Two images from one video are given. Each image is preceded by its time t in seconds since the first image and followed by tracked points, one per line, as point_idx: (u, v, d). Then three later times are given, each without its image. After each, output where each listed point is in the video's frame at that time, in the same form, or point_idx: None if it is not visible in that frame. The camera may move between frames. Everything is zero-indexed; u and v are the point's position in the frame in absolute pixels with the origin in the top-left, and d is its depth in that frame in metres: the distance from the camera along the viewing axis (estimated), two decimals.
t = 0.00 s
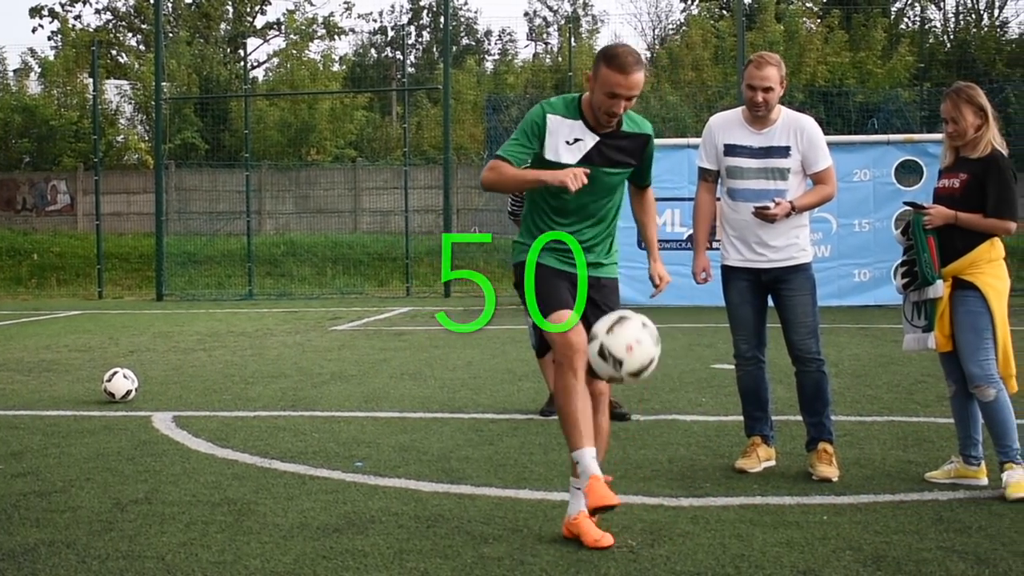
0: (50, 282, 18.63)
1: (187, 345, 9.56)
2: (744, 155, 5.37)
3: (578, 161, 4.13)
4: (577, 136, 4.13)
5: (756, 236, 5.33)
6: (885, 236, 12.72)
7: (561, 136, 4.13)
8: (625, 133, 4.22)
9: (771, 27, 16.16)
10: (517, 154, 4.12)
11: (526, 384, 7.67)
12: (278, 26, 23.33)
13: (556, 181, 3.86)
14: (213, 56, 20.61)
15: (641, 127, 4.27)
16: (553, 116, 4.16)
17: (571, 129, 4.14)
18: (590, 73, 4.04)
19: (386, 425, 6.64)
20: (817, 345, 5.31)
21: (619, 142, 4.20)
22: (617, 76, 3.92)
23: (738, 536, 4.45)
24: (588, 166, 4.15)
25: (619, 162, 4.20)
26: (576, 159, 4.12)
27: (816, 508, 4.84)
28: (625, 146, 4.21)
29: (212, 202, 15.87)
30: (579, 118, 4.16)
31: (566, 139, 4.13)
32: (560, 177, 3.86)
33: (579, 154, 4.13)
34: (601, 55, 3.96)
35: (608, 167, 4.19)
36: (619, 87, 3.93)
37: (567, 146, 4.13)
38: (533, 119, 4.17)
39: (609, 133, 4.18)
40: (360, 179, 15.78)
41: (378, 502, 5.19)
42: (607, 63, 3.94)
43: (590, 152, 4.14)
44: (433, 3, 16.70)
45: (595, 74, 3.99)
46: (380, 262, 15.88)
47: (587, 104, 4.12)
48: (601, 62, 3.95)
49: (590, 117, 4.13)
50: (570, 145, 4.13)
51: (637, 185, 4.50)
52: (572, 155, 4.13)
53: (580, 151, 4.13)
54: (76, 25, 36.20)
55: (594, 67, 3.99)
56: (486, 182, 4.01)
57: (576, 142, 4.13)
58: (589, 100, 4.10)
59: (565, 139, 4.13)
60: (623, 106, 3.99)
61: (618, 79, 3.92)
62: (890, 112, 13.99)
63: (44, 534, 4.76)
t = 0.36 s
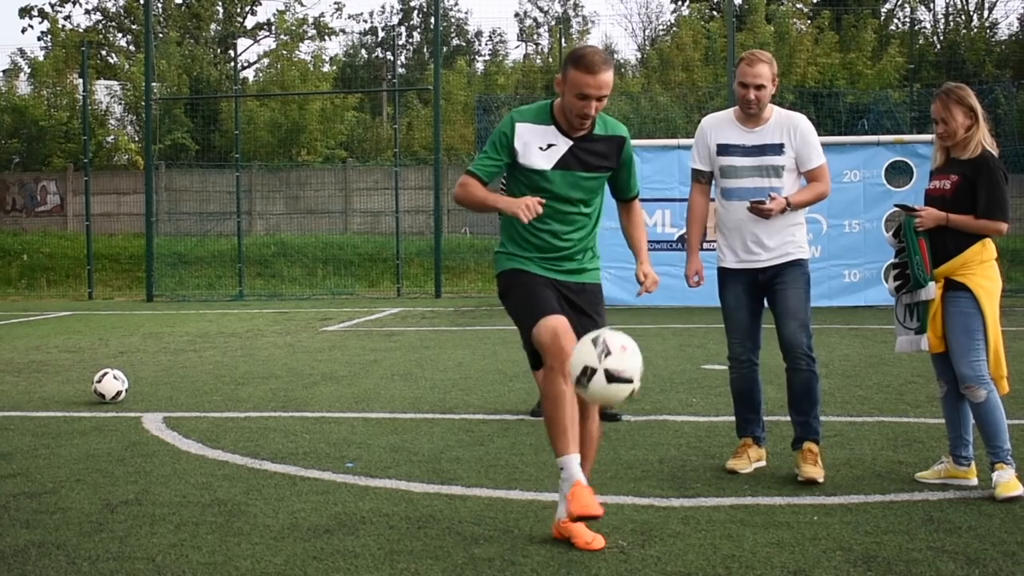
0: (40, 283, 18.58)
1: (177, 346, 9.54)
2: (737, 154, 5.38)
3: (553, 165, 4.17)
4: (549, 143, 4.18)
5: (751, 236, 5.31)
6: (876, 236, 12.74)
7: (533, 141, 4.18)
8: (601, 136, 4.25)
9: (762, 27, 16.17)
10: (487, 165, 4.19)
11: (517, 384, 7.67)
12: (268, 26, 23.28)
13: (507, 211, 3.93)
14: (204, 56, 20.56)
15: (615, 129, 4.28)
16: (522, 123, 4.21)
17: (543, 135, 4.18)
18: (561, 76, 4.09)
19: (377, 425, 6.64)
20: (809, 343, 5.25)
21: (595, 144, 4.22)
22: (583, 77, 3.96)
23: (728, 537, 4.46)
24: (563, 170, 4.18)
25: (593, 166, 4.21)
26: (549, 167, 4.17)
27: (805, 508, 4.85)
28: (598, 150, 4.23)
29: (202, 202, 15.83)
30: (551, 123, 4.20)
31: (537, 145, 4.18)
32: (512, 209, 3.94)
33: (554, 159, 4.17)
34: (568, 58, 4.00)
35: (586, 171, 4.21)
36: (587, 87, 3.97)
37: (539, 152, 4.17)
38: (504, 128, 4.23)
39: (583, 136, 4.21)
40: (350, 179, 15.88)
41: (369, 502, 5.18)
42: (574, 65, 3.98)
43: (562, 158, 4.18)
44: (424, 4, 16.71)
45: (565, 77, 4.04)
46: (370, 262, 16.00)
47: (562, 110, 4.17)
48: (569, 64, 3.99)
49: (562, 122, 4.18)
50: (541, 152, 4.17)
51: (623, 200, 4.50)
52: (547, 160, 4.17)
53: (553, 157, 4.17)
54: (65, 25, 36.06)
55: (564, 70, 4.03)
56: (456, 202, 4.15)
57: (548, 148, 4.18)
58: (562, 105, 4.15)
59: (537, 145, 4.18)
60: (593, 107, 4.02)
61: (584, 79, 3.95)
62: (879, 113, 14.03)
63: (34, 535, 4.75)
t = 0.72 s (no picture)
0: (29, 284, 18.55)
1: (167, 347, 9.53)
2: (747, 150, 5.28)
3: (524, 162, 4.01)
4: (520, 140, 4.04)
5: (757, 235, 5.22)
6: (866, 236, 12.76)
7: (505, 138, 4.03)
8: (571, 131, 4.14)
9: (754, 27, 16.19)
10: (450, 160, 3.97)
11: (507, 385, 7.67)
12: (258, 26, 23.27)
13: (493, 167, 3.75)
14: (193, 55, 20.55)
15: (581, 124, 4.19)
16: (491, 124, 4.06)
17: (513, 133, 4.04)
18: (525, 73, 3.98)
19: (367, 425, 6.64)
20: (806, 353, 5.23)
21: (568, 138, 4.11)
22: (548, 63, 3.85)
23: (718, 536, 4.46)
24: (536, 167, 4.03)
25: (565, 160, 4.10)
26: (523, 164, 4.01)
27: (796, 508, 4.85)
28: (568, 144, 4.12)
29: (191, 203, 15.81)
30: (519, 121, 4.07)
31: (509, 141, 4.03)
32: (499, 162, 3.75)
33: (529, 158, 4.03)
34: (531, 50, 3.91)
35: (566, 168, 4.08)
36: (549, 74, 3.86)
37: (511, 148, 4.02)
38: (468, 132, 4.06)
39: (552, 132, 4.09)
40: (341, 179, 15.90)
41: (359, 503, 5.18)
42: (537, 54, 3.88)
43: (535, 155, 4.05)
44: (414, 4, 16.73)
45: (528, 69, 3.92)
46: (360, 262, 15.99)
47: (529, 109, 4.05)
48: (532, 54, 3.90)
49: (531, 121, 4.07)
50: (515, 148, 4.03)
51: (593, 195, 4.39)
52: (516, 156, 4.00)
53: (525, 154, 4.03)
54: (54, 25, 35.98)
55: (526, 63, 3.93)
56: (417, 188, 3.88)
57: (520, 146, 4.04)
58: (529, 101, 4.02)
59: (510, 142, 4.03)
60: (558, 94, 3.90)
61: (548, 65, 3.85)
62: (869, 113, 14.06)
63: (23, 536, 4.73)
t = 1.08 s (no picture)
0: (16, 284, 18.51)
1: (155, 347, 9.52)
2: (754, 147, 5.20)
3: (497, 177, 4.23)
4: (495, 157, 4.22)
5: (759, 234, 5.17)
6: (852, 236, 12.79)
7: (485, 151, 4.24)
8: (550, 163, 4.20)
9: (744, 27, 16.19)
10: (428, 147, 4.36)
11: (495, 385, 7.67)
12: (246, 26, 23.26)
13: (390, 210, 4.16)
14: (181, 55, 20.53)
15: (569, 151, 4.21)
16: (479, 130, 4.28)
17: (494, 146, 4.22)
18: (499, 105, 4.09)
19: (355, 426, 6.63)
20: (802, 356, 5.18)
21: (539, 171, 4.20)
22: (516, 107, 3.96)
23: (706, 536, 4.46)
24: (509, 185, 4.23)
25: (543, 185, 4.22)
26: (496, 177, 4.23)
27: (784, 508, 4.86)
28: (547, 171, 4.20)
29: (180, 203, 15.78)
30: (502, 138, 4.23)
31: (489, 154, 4.23)
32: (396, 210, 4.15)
33: (500, 175, 4.22)
34: (503, 88, 4.00)
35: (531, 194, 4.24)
36: (519, 119, 3.97)
37: (489, 162, 4.23)
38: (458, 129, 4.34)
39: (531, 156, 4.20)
40: (329, 179, 15.87)
41: (347, 504, 5.17)
42: (508, 96, 3.98)
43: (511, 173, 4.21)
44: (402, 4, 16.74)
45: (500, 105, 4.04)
46: (348, 263, 15.84)
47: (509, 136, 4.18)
48: (503, 94, 4.00)
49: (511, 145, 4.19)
50: (491, 162, 4.23)
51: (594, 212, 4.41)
52: (490, 171, 4.24)
53: (501, 170, 4.22)
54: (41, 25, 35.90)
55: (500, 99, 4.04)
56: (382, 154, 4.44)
57: (496, 161, 4.22)
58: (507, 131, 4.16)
59: (489, 154, 4.23)
60: (527, 136, 4.01)
61: (516, 110, 3.96)
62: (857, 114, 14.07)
63: (10, 537, 4.72)
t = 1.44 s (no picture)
0: (6, 284, 18.48)
1: (145, 347, 9.51)
2: (746, 147, 5.19)
3: (495, 173, 4.26)
4: (491, 151, 4.27)
5: (750, 235, 5.16)
6: (845, 236, 12.82)
7: (481, 148, 4.29)
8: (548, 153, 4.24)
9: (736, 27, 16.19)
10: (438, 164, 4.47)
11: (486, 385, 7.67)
12: (237, 25, 23.23)
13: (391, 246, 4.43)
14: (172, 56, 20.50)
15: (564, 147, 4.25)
16: (473, 129, 4.34)
17: (489, 141, 4.28)
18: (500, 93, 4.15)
19: (346, 426, 6.63)
20: (793, 357, 5.17)
21: (541, 161, 4.23)
22: (514, 95, 4.02)
23: (697, 536, 4.47)
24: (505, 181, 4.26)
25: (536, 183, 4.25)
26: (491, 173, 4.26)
27: (775, 507, 4.86)
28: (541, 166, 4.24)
29: (171, 203, 15.75)
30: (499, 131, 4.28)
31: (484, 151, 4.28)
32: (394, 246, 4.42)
33: (496, 168, 4.25)
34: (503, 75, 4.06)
35: (532, 185, 4.25)
36: (517, 105, 4.03)
37: (483, 158, 4.27)
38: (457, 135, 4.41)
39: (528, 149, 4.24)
40: (320, 180, 15.84)
41: (338, 504, 5.17)
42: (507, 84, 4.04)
43: (505, 168, 4.24)
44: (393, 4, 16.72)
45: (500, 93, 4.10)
46: (339, 262, 15.88)
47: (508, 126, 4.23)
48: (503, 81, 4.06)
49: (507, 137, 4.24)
50: (487, 159, 4.27)
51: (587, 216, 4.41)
52: (488, 167, 4.26)
53: (495, 166, 4.25)
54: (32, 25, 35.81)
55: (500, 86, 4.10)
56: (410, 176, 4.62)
57: (492, 156, 4.26)
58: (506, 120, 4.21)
59: (484, 152, 4.28)
60: (526, 122, 4.07)
61: (514, 97, 4.02)
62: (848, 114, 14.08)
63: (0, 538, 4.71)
